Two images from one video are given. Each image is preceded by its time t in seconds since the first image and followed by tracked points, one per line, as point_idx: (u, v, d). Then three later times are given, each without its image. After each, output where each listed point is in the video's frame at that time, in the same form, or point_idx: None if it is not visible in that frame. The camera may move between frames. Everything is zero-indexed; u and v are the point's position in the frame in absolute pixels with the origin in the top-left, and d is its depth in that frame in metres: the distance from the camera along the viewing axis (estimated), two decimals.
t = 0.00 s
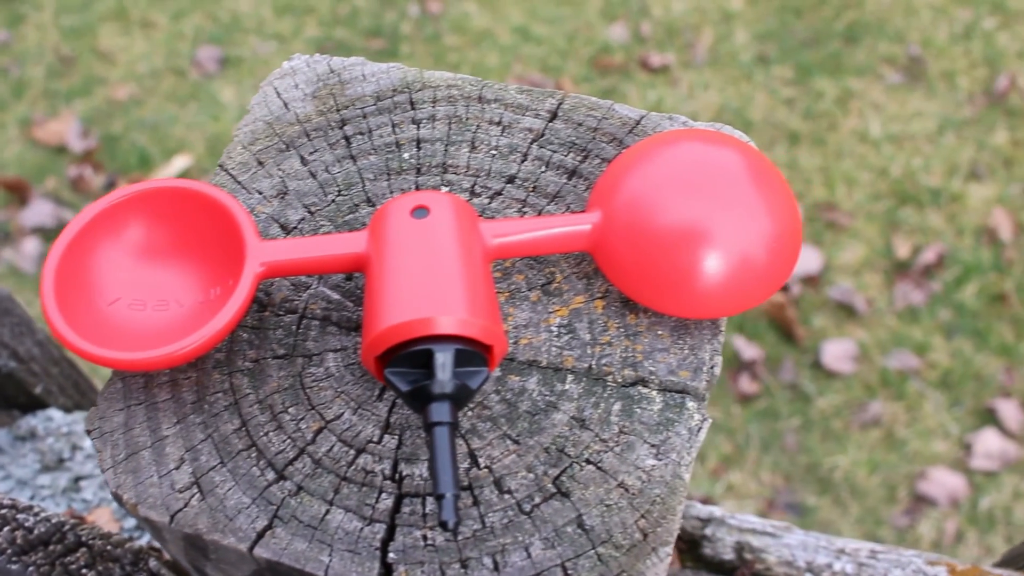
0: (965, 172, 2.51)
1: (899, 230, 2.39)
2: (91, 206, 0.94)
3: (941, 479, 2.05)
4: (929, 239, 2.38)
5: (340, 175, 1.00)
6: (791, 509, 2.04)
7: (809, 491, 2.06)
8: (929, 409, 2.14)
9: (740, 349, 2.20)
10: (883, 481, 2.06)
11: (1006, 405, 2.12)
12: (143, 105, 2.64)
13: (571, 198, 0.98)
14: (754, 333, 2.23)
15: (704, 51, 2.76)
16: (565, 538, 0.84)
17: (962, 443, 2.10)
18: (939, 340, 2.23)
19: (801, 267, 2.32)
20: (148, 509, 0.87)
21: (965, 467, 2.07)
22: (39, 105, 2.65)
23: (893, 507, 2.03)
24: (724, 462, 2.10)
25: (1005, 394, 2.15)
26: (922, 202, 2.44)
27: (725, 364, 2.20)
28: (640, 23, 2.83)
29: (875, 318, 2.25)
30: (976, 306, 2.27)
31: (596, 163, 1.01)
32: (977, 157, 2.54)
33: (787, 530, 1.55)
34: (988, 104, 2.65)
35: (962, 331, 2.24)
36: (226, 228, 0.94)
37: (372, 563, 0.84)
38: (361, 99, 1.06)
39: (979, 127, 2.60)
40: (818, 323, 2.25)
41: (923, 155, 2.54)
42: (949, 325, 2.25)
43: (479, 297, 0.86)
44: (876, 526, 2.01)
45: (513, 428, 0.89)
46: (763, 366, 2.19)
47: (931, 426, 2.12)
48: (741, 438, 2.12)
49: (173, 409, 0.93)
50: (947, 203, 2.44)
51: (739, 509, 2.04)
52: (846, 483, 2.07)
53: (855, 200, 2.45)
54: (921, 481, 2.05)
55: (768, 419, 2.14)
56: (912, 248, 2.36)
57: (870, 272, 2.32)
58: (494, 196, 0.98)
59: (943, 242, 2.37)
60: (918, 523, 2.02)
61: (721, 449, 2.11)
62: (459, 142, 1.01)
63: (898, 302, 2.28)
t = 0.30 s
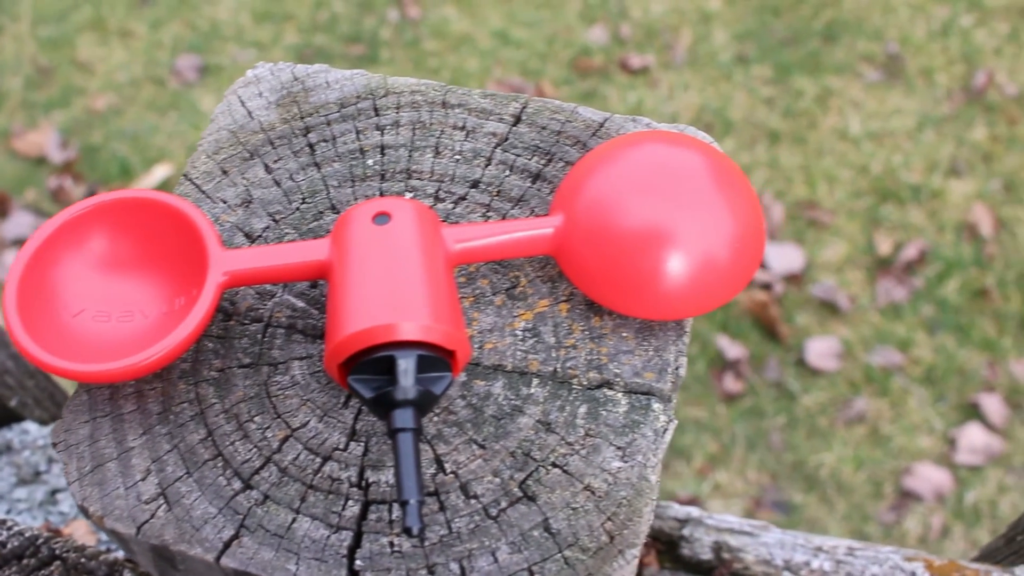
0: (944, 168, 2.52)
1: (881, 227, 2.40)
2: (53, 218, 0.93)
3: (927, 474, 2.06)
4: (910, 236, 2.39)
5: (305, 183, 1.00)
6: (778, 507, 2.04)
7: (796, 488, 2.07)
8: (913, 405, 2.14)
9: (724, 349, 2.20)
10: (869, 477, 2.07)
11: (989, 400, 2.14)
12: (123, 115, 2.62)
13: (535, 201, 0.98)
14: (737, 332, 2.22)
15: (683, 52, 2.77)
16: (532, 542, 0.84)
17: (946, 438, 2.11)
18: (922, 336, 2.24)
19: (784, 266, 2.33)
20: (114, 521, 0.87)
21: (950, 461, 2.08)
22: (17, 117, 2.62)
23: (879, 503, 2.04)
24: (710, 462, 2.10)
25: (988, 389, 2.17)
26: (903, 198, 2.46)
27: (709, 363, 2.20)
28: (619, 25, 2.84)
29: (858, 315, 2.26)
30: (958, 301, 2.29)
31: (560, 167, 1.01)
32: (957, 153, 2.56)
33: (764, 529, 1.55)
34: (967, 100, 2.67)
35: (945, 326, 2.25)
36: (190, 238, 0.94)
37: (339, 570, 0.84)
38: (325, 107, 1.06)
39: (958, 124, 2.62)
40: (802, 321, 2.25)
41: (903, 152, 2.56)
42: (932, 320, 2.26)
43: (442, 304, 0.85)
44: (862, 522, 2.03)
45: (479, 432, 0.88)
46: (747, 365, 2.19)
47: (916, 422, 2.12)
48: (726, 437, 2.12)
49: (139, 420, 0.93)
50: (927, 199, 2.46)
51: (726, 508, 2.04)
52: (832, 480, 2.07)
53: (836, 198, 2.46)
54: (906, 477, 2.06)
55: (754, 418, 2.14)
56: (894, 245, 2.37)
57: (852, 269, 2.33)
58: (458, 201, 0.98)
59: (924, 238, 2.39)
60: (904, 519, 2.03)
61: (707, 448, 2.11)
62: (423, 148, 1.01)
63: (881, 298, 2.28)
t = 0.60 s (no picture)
0: (924, 164, 2.54)
1: (862, 224, 2.42)
2: (16, 228, 0.93)
3: (912, 468, 2.06)
4: (891, 231, 2.40)
5: (270, 189, 1.00)
6: (764, 505, 2.04)
7: (781, 485, 2.07)
8: (897, 400, 2.15)
9: (708, 347, 2.20)
10: (854, 472, 2.07)
11: (972, 393, 2.15)
12: (102, 123, 2.60)
13: (500, 204, 0.98)
14: (721, 331, 2.22)
15: (662, 52, 2.78)
16: (499, 544, 0.84)
17: (930, 432, 2.12)
18: (904, 331, 2.25)
19: (766, 263, 2.32)
20: (81, 531, 0.86)
21: (934, 455, 2.09)
22: None
23: (865, 498, 2.04)
24: (695, 460, 2.09)
25: (970, 382, 2.18)
26: (883, 194, 2.47)
27: (694, 362, 2.20)
28: (598, 26, 2.84)
29: (841, 311, 2.26)
30: (939, 295, 2.30)
31: (524, 168, 1.01)
32: (936, 148, 2.57)
33: (742, 527, 1.56)
34: (945, 96, 2.68)
35: (927, 321, 2.26)
36: (153, 246, 0.94)
37: None
38: (290, 112, 1.06)
39: (936, 119, 2.63)
40: (785, 318, 2.25)
41: (883, 148, 2.57)
42: (914, 315, 2.27)
43: (406, 307, 0.86)
44: (849, 518, 2.02)
45: (445, 435, 0.88)
46: (731, 363, 2.20)
47: (899, 417, 2.13)
48: (712, 435, 2.11)
49: (105, 429, 0.92)
50: (907, 194, 2.47)
51: (712, 506, 2.04)
52: (818, 477, 2.08)
53: (817, 195, 2.47)
54: (891, 471, 2.06)
55: (738, 416, 2.14)
56: (875, 241, 2.38)
57: (834, 265, 2.34)
58: (423, 205, 0.98)
59: (905, 234, 2.40)
60: (890, 513, 2.03)
61: (692, 447, 2.11)
62: (388, 152, 1.02)
63: (863, 294, 2.29)
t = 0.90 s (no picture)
0: (905, 161, 2.55)
1: (845, 221, 2.43)
2: None
3: (897, 464, 2.07)
4: (873, 229, 2.41)
5: (243, 193, 1.00)
6: (749, 503, 2.05)
7: (767, 483, 2.07)
8: (881, 397, 2.16)
9: (693, 346, 2.22)
10: (839, 469, 2.07)
11: (955, 390, 2.16)
12: (83, 128, 2.59)
13: (473, 205, 0.99)
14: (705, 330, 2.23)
15: (644, 52, 2.78)
16: (475, 545, 0.84)
17: (914, 429, 2.12)
18: (888, 328, 2.26)
19: (749, 262, 2.34)
20: (56, 537, 0.86)
21: (918, 451, 2.09)
22: None
23: (850, 495, 2.05)
24: (681, 459, 2.10)
25: (954, 378, 2.19)
26: (865, 191, 2.49)
27: (678, 362, 2.21)
28: (580, 26, 2.85)
29: (824, 309, 2.27)
30: (922, 292, 2.31)
31: (497, 169, 1.01)
32: (917, 145, 2.58)
33: (722, 524, 1.57)
34: (926, 93, 2.70)
35: (910, 317, 2.27)
36: (125, 250, 0.93)
37: None
38: (263, 116, 1.06)
39: (917, 116, 2.65)
40: (769, 317, 2.26)
41: (864, 146, 2.59)
42: (897, 312, 2.28)
43: (379, 310, 0.86)
44: (834, 515, 2.03)
45: (420, 437, 0.88)
46: (715, 362, 2.20)
47: (884, 414, 2.14)
48: (697, 434, 2.12)
49: (80, 434, 0.92)
50: (889, 191, 2.48)
51: (698, 505, 2.04)
52: (803, 474, 2.08)
53: (799, 193, 2.48)
54: (876, 468, 2.06)
55: (723, 414, 2.15)
56: (857, 238, 2.39)
57: (817, 263, 2.35)
58: (397, 207, 0.98)
59: (888, 231, 2.41)
60: (875, 510, 2.03)
61: (677, 445, 2.12)
62: (361, 154, 1.02)
63: (847, 291, 2.30)
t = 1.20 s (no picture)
0: (887, 157, 2.56)
1: (827, 218, 2.44)
2: None
3: (884, 459, 2.07)
4: (856, 224, 2.43)
5: (211, 200, 1.00)
6: (738, 500, 2.05)
7: (755, 480, 2.08)
8: (867, 392, 2.17)
9: (678, 345, 2.22)
10: (826, 465, 2.08)
11: (940, 383, 2.17)
12: (64, 136, 2.58)
13: (441, 208, 0.99)
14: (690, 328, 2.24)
15: (625, 52, 2.79)
16: (444, 547, 0.84)
17: (900, 423, 2.13)
18: (872, 323, 2.27)
19: (734, 259, 2.34)
20: (26, 548, 0.86)
21: (905, 445, 2.10)
22: None
23: (838, 490, 2.06)
24: (668, 458, 2.10)
25: (938, 372, 2.20)
26: (847, 187, 2.50)
27: (664, 360, 2.22)
28: (561, 27, 2.85)
29: (809, 305, 2.28)
30: (905, 287, 2.32)
31: (465, 172, 1.02)
32: (898, 141, 2.60)
33: (703, 522, 1.58)
34: (906, 89, 2.71)
35: (895, 312, 2.28)
36: (92, 259, 0.93)
37: None
38: (230, 122, 1.06)
39: (898, 111, 2.66)
40: (753, 314, 2.27)
41: (846, 142, 2.60)
42: (881, 307, 2.29)
43: (345, 315, 0.86)
44: (822, 510, 2.04)
45: (389, 440, 0.89)
46: (701, 360, 2.21)
47: (870, 409, 2.15)
48: (684, 432, 2.13)
49: (49, 444, 0.91)
50: (871, 187, 2.50)
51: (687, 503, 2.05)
52: (790, 470, 2.08)
53: (782, 190, 2.49)
54: (863, 463, 2.07)
55: (709, 412, 2.15)
56: (841, 234, 2.40)
57: (800, 259, 2.36)
58: (364, 211, 0.98)
59: (871, 226, 2.42)
60: (863, 504, 2.04)
61: (664, 445, 2.12)
62: (329, 159, 1.02)
63: (831, 287, 2.31)
